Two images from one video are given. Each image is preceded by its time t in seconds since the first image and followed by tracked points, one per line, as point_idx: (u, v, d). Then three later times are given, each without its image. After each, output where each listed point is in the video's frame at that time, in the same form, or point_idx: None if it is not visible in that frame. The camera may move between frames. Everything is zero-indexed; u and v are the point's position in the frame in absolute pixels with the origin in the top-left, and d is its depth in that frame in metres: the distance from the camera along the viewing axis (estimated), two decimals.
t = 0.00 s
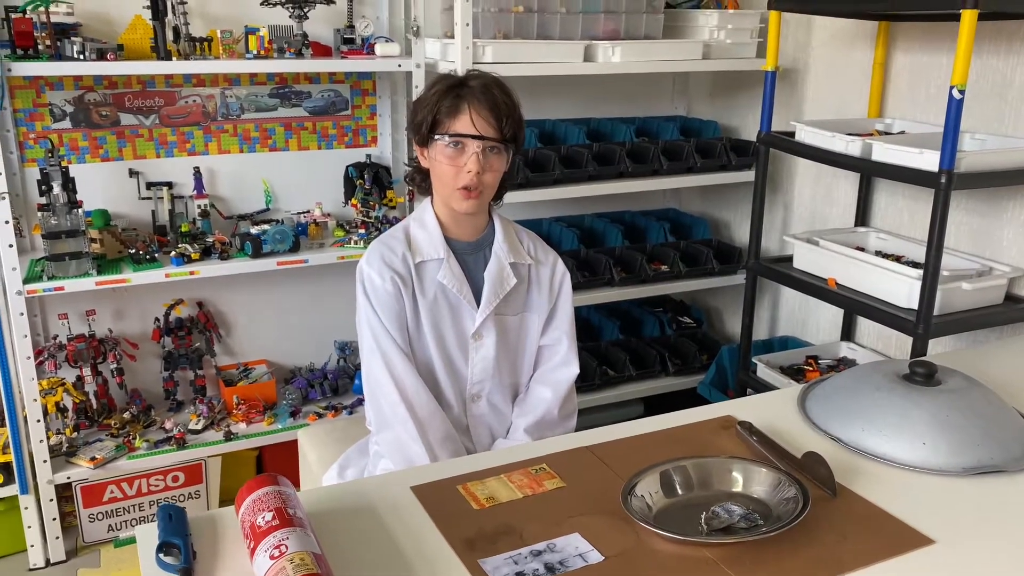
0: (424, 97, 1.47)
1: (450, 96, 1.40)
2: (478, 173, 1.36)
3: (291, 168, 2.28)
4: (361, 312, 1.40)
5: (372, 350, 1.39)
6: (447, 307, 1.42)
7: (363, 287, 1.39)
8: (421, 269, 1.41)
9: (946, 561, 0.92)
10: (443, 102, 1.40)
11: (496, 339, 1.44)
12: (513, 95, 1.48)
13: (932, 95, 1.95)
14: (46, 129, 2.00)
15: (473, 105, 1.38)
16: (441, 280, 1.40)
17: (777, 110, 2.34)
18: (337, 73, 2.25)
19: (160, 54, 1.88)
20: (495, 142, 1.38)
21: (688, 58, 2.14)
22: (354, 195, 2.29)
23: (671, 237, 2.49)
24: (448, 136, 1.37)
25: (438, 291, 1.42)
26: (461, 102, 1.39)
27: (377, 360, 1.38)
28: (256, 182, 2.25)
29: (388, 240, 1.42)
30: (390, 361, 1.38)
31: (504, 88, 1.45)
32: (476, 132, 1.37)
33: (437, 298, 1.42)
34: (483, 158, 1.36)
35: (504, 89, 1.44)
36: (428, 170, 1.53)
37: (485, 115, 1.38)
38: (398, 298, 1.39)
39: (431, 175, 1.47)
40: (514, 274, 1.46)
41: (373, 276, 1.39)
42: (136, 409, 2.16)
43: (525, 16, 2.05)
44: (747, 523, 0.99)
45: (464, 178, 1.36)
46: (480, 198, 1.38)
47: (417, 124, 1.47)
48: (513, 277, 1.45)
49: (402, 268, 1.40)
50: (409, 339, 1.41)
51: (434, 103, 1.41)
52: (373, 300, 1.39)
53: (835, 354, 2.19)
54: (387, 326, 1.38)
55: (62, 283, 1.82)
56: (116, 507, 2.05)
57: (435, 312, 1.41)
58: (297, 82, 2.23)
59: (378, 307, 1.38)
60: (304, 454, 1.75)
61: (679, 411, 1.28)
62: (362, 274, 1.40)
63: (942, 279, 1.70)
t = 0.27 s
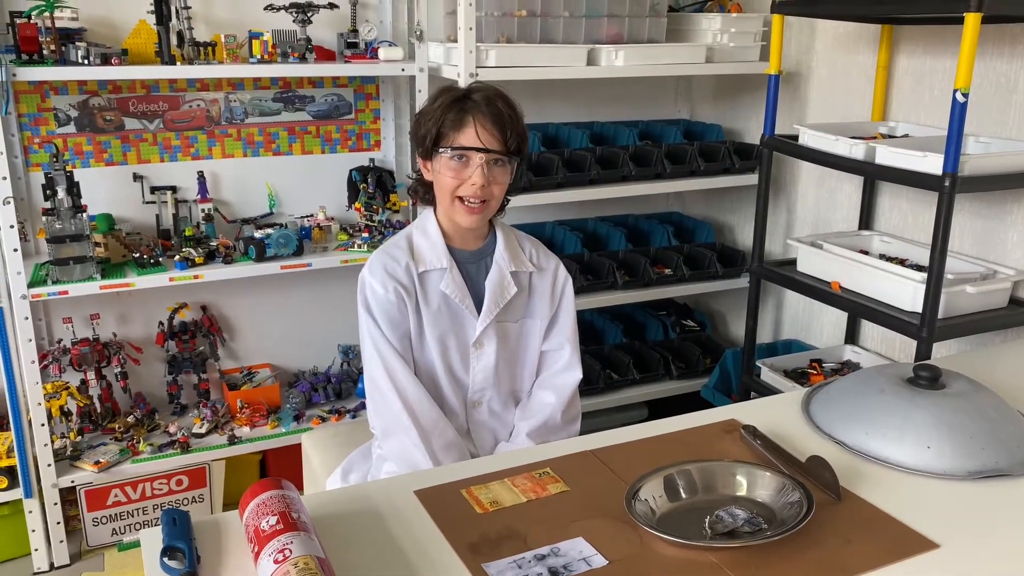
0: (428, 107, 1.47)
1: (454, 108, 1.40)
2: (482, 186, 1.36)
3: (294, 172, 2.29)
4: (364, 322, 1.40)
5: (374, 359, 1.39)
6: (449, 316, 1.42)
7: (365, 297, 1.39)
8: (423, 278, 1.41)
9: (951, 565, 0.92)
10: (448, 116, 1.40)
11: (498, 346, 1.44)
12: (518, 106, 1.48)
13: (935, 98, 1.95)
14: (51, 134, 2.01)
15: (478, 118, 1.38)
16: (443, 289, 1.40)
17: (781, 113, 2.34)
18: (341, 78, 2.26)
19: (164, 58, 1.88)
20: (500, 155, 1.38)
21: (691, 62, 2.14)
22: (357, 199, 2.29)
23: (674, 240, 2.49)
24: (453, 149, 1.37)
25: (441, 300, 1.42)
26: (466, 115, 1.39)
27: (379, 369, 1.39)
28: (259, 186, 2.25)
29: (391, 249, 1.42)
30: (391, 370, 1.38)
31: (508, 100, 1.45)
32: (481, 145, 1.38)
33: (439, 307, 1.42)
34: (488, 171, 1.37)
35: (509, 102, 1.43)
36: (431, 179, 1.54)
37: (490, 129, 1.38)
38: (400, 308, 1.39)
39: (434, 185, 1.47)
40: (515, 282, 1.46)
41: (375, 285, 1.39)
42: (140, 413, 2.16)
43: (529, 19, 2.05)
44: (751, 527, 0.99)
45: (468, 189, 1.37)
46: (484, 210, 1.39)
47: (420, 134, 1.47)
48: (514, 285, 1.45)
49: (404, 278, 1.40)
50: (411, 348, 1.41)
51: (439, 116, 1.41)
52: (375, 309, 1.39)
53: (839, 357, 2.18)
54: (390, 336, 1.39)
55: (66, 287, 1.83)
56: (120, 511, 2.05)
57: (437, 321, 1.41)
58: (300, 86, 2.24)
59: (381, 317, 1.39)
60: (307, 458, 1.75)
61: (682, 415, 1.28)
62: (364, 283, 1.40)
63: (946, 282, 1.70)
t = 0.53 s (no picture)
0: (423, 109, 1.48)
1: (449, 107, 1.41)
2: (479, 181, 1.36)
3: (297, 175, 2.29)
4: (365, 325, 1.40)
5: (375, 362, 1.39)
6: (450, 318, 1.42)
7: (366, 301, 1.40)
8: (424, 280, 1.42)
9: (954, 570, 0.92)
10: (443, 114, 1.41)
11: (499, 348, 1.44)
12: (513, 106, 1.49)
13: (938, 101, 1.95)
14: (54, 138, 2.01)
15: (473, 115, 1.39)
16: (444, 291, 1.40)
17: (783, 115, 2.34)
18: (343, 81, 2.26)
19: (167, 62, 1.88)
20: (495, 151, 1.38)
21: (693, 64, 2.15)
22: (360, 202, 2.29)
23: (677, 243, 2.49)
24: (448, 146, 1.37)
25: (442, 302, 1.42)
26: (461, 112, 1.39)
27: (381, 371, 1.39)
28: (262, 190, 2.26)
29: (391, 252, 1.42)
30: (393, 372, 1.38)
31: (503, 97, 1.46)
32: (476, 141, 1.38)
33: (440, 309, 1.42)
34: (484, 167, 1.37)
35: (503, 100, 1.44)
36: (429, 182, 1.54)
37: (485, 125, 1.39)
38: (401, 310, 1.39)
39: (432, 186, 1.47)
40: (515, 284, 1.46)
41: (376, 288, 1.39)
42: (143, 416, 2.16)
43: (531, 23, 2.05)
44: (754, 531, 0.99)
45: (465, 184, 1.37)
46: (482, 206, 1.39)
47: (417, 136, 1.48)
48: (514, 287, 1.45)
49: (405, 280, 1.40)
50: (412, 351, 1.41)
51: (434, 115, 1.42)
52: (376, 312, 1.39)
53: (842, 360, 2.18)
54: (391, 338, 1.39)
55: (69, 290, 1.83)
56: (123, 514, 2.05)
57: (439, 323, 1.41)
58: (303, 89, 2.24)
59: (382, 320, 1.39)
60: (310, 461, 1.75)
61: (685, 418, 1.28)
62: (365, 287, 1.40)
63: (949, 285, 1.69)
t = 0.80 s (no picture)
0: (421, 105, 1.48)
1: (446, 101, 1.41)
2: (476, 175, 1.35)
3: (297, 174, 2.29)
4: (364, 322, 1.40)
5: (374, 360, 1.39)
6: (449, 315, 1.42)
7: (364, 298, 1.39)
8: (423, 277, 1.41)
9: (957, 569, 0.91)
10: (440, 109, 1.40)
11: (499, 345, 1.44)
12: (510, 100, 1.48)
13: (940, 99, 1.94)
14: (53, 135, 2.01)
15: (469, 109, 1.38)
16: (443, 288, 1.40)
17: (785, 114, 2.34)
18: (344, 79, 2.26)
19: (167, 59, 1.88)
20: (492, 145, 1.37)
21: (695, 62, 2.14)
22: (360, 201, 2.29)
23: (678, 242, 2.48)
24: (445, 140, 1.36)
25: (441, 299, 1.42)
26: (458, 106, 1.39)
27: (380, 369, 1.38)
28: (262, 188, 2.25)
29: (390, 249, 1.42)
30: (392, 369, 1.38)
31: (500, 91, 1.45)
32: (473, 135, 1.37)
33: (439, 306, 1.41)
34: (481, 161, 1.36)
35: (500, 94, 1.43)
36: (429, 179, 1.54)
37: (482, 118, 1.38)
38: (400, 307, 1.39)
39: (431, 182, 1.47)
40: (514, 281, 1.46)
41: (375, 285, 1.38)
42: (143, 415, 2.16)
43: (532, 20, 2.04)
44: (755, 530, 0.98)
45: (463, 180, 1.36)
46: (480, 200, 1.38)
47: (414, 132, 1.48)
48: (514, 284, 1.45)
49: (403, 277, 1.40)
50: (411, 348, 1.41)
51: (430, 110, 1.42)
52: (375, 309, 1.38)
53: (844, 359, 2.17)
54: (390, 336, 1.38)
55: (69, 288, 1.83)
56: (123, 513, 2.05)
57: (437, 319, 1.41)
58: (303, 87, 2.24)
59: (381, 317, 1.38)
60: (310, 460, 1.75)
61: (686, 417, 1.27)
62: (364, 284, 1.40)
63: (952, 284, 1.68)
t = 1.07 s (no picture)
0: (420, 103, 1.47)
1: (445, 100, 1.40)
2: (476, 175, 1.35)
3: (297, 170, 2.28)
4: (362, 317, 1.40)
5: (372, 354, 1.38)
6: (447, 310, 1.42)
7: (363, 292, 1.39)
8: (422, 272, 1.41)
9: (955, 566, 0.91)
10: (440, 107, 1.40)
11: (497, 340, 1.44)
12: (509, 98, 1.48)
13: (941, 96, 1.93)
14: (53, 131, 2.00)
15: (469, 109, 1.38)
16: (441, 283, 1.40)
17: (786, 110, 2.33)
18: (344, 75, 2.25)
19: (167, 55, 1.88)
20: (492, 144, 1.37)
21: (695, 59, 2.13)
22: (360, 197, 2.28)
23: (678, 239, 2.48)
24: (445, 139, 1.36)
25: (439, 294, 1.41)
26: (458, 106, 1.38)
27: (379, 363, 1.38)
28: (262, 184, 2.25)
29: (388, 245, 1.42)
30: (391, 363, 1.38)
31: (500, 91, 1.45)
32: (473, 135, 1.37)
33: (437, 301, 1.41)
34: (481, 160, 1.35)
35: (500, 93, 1.43)
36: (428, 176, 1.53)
37: (481, 118, 1.38)
38: (398, 302, 1.39)
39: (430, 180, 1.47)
40: (512, 277, 1.46)
41: (373, 280, 1.38)
42: (142, 411, 2.16)
43: (532, 16, 2.04)
44: (753, 527, 0.98)
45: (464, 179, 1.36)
46: (479, 200, 1.37)
47: (413, 130, 1.47)
48: (512, 280, 1.44)
49: (402, 272, 1.39)
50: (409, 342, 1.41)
51: (430, 109, 1.41)
52: (373, 303, 1.38)
53: (844, 356, 2.17)
54: (388, 330, 1.38)
55: (68, 284, 1.82)
56: (122, 509, 2.05)
57: (436, 315, 1.41)
58: (303, 83, 2.23)
59: (379, 311, 1.38)
60: (309, 456, 1.75)
61: (685, 414, 1.27)
62: (362, 279, 1.40)
63: (952, 281, 1.68)
